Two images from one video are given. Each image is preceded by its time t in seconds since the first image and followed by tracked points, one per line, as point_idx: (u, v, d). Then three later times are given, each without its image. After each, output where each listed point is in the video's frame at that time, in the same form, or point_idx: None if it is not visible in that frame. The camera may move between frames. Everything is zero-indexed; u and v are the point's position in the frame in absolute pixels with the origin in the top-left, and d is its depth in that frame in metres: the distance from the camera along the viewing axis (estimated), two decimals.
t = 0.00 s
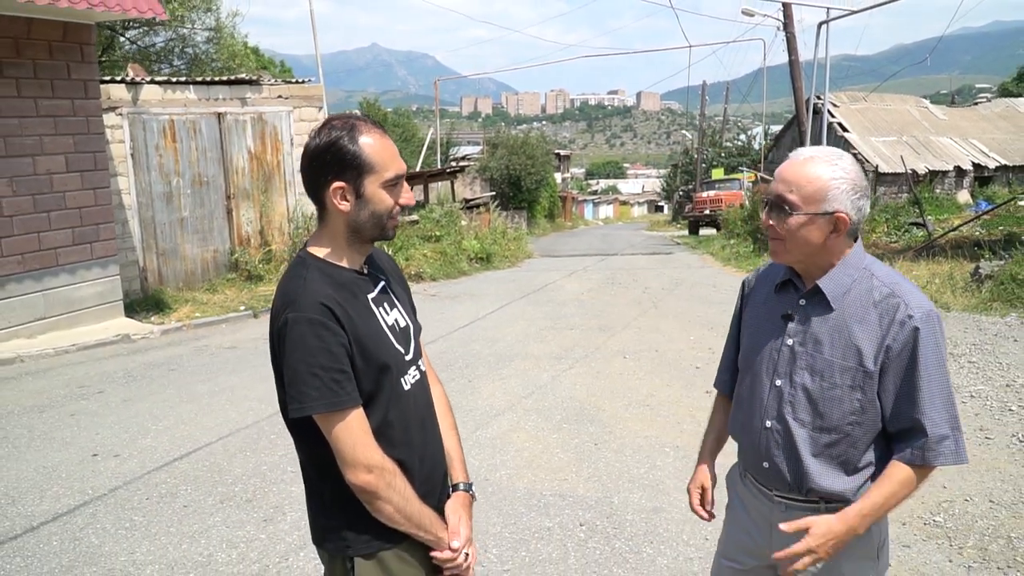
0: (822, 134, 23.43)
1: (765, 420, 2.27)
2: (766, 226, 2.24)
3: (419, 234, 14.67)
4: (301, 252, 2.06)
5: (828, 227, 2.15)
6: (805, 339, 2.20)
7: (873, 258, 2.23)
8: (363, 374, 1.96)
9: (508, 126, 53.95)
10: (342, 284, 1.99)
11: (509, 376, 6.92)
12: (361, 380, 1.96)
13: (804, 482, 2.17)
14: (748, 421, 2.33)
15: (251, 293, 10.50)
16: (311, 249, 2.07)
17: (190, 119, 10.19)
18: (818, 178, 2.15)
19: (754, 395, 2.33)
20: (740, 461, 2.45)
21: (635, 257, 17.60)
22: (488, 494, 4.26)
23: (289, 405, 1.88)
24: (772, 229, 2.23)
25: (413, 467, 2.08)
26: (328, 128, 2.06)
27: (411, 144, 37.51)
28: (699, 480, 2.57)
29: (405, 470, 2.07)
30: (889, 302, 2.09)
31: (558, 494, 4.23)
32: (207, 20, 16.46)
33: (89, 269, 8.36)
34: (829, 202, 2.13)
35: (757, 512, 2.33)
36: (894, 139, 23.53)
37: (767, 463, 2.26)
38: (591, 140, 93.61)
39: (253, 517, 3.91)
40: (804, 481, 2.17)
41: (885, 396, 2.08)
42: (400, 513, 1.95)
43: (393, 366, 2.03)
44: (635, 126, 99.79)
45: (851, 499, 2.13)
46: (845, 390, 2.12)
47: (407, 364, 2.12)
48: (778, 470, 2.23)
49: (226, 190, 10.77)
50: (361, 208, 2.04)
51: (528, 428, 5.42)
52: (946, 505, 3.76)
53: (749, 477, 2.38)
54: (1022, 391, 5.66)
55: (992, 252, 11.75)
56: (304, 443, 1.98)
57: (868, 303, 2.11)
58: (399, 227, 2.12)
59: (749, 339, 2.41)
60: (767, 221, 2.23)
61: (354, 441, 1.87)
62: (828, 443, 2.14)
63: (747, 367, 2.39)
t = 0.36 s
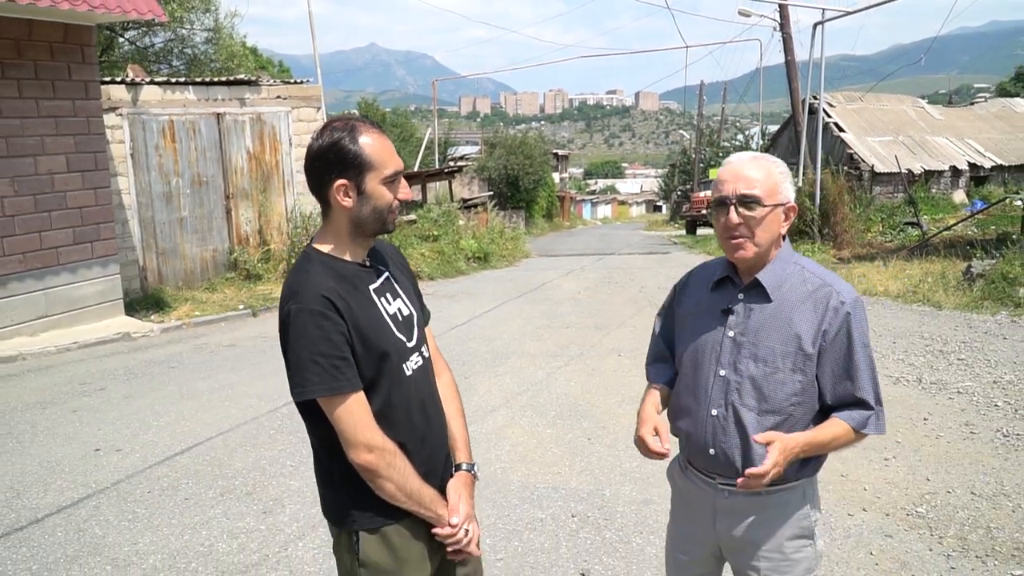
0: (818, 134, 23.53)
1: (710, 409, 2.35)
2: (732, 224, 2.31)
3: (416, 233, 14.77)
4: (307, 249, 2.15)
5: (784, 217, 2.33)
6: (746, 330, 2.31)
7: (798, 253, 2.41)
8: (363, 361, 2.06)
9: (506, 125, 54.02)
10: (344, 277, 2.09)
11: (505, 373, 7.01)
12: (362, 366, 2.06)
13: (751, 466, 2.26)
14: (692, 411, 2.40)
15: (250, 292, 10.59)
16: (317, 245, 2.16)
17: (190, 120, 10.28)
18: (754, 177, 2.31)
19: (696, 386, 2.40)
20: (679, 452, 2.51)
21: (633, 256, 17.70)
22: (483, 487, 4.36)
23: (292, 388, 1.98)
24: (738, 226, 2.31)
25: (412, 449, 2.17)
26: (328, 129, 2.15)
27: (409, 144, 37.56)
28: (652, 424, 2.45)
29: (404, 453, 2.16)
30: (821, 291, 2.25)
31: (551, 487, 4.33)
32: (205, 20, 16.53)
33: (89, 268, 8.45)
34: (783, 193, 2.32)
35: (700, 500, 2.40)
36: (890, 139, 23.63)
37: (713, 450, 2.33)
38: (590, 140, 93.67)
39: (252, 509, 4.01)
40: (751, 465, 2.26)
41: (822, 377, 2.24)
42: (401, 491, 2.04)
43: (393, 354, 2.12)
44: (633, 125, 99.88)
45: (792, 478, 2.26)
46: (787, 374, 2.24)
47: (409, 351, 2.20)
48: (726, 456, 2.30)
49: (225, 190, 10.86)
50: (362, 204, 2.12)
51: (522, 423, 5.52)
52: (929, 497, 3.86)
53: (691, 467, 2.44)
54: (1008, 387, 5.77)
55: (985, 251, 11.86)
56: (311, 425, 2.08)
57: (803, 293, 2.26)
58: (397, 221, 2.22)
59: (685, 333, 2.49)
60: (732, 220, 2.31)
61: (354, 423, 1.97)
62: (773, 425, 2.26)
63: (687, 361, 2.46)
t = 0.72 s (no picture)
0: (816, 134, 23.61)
1: (665, 400, 2.43)
2: (671, 225, 2.39)
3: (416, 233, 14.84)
4: (339, 236, 2.24)
5: (720, 213, 2.42)
6: (693, 323, 2.41)
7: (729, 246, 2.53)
8: (385, 341, 2.14)
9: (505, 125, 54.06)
10: (371, 262, 2.18)
11: (504, 370, 7.09)
12: (385, 346, 2.14)
13: (709, 449, 2.36)
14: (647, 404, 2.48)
15: (250, 291, 10.66)
16: (350, 233, 2.24)
17: (191, 120, 10.35)
18: (691, 179, 2.39)
19: (648, 379, 2.48)
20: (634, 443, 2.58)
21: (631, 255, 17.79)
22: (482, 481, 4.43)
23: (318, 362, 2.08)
24: (678, 226, 2.39)
25: (431, 428, 2.24)
26: (363, 126, 2.25)
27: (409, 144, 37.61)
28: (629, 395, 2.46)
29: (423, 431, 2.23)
30: (758, 280, 2.38)
31: (549, 481, 4.40)
32: (206, 21, 16.59)
33: (92, 267, 8.52)
34: (717, 192, 2.41)
35: (659, 486, 2.48)
36: (888, 139, 23.71)
37: (671, 439, 2.41)
38: (589, 140, 93.71)
39: (255, 502, 4.08)
40: (709, 448, 2.36)
41: (767, 360, 2.37)
42: (417, 464, 2.12)
43: (414, 336, 2.20)
44: (632, 125, 99.95)
45: (749, 454, 2.38)
46: (735, 361, 2.37)
47: (431, 335, 2.27)
48: (685, 444, 2.38)
49: (225, 189, 10.92)
50: (389, 194, 2.20)
51: (521, 419, 5.59)
52: (919, 490, 3.93)
53: (649, 456, 2.52)
54: (1000, 384, 5.85)
55: (980, 250, 11.94)
56: (340, 398, 2.17)
57: (742, 284, 2.38)
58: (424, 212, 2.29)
59: (629, 330, 2.56)
60: (671, 220, 2.39)
61: (375, 398, 2.06)
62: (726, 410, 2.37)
63: (635, 356, 2.53)
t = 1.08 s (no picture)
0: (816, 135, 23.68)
1: (652, 394, 2.49)
2: (628, 221, 2.47)
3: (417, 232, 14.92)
4: (371, 230, 2.34)
5: (680, 214, 2.46)
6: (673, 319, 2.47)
7: (704, 241, 2.57)
8: (403, 331, 2.22)
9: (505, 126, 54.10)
10: (396, 257, 2.26)
11: (506, 369, 7.16)
12: (402, 336, 2.22)
13: (697, 437, 2.43)
14: (635, 398, 2.54)
15: (253, 290, 10.73)
16: (381, 230, 2.33)
17: (194, 120, 10.41)
18: (656, 179, 2.45)
19: (633, 375, 2.54)
20: (624, 435, 2.64)
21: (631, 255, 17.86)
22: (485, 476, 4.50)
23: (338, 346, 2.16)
24: (634, 223, 2.46)
25: (443, 415, 2.32)
26: (401, 132, 2.32)
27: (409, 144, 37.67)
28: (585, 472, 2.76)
29: (433, 415, 2.30)
30: (730, 274, 2.44)
31: (551, 476, 4.48)
32: (207, 21, 16.66)
33: (97, 266, 8.59)
34: (678, 193, 2.45)
35: (651, 475, 2.54)
36: (887, 139, 23.79)
37: (661, 431, 2.48)
38: (589, 139, 93.76)
39: (263, 497, 4.15)
40: (697, 436, 2.43)
41: (745, 349, 2.44)
42: (424, 448, 2.19)
43: (431, 327, 2.27)
44: (632, 125, 99.99)
45: (734, 439, 2.46)
46: (715, 352, 2.43)
47: (448, 329, 2.34)
48: (674, 434, 2.46)
49: (228, 189, 10.99)
50: (418, 199, 2.28)
51: (522, 416, 5.66)
52: (914, 485, 4.01)
53: (641, 447, 2.58)
54: (996, 381, 5.93)
55: (979, 250, 12.00)
56: (358, 381, 2.26)
57: (715, 278, 2.45)
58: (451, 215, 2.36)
59: (612, 328, 2.62)
60: (629, 217, 2.47)
61: (388, 382, 2.14)
62: (710, 400, 2.44)
63: (620, 353, 2.58)
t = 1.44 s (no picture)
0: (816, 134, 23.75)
1: (645, 381, 2.59)
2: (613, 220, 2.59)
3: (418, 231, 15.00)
4: (382, 224, 2.42)
5: (659, 217, 2.52)
6: (664, 309, 2.55)
7: (700, 236, 2.62)
8: (427, 320, 2.30)
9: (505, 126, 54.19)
10: (413, 250, 2.34)
11: (509, 365, 7.25)
12: (426, 325, 2.30)
13: (686, 423, 2.52)
14: (630, 385, 2.64)
15: (257, 288, 10.81)
16: (391, 224, 2.41)
17: (199, 120, 10.50)
18: (646, 179, 2.51)
19: (629, 363, 2.64)
20: (623, 421, 2.73)
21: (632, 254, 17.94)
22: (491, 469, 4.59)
23: (368, 336, 2.22)
24: (617, 223, 2.58)
25: (463, 400, 2.41)
26: (410, 130, 2.39)
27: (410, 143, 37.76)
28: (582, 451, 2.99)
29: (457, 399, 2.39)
30: (721, 268, 2.51)
31: (555, 469, 4.56)
32: (210, 21, 16.74)
33: (103, 264, 8.68)
34: (657, 197, 2.50)
35: (648, 459, 2.63)
36: (887, 139, 23.87)
37: (654, 416, 2.56)
38: (589, 139, 93.84)
39: (273, 489, 4.23)
40: (686, 422, 2.52)
41: (734, 340, 2.51)
42: (453, 431, 2.28)
43: (450, 316, 2.36)
44: (632, 125, 100.05)
45: (724, 425, 2.53)
46: (703, 343, 2.50)
47: (462, 317, 2.43)
48: (666, 419, 2.54)
49: (232, 188, 11.08)
50: (428, 194, 2.36)
51: (526, 411, 5.75)
52: (911, 477, 4.09)
53: (638, 432, 2.66)
54: (993, 377, 6.02)
55: (977, 249, 12.09)
56: (383, 369, 2.33)
57: (706, 272, 2.51)
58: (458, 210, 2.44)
59: (612, 318, 2.71)
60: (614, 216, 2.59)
61: (418, 370, 2.22)
62: (698, 388, 2.52)
63: (617, 342, 2.68)
